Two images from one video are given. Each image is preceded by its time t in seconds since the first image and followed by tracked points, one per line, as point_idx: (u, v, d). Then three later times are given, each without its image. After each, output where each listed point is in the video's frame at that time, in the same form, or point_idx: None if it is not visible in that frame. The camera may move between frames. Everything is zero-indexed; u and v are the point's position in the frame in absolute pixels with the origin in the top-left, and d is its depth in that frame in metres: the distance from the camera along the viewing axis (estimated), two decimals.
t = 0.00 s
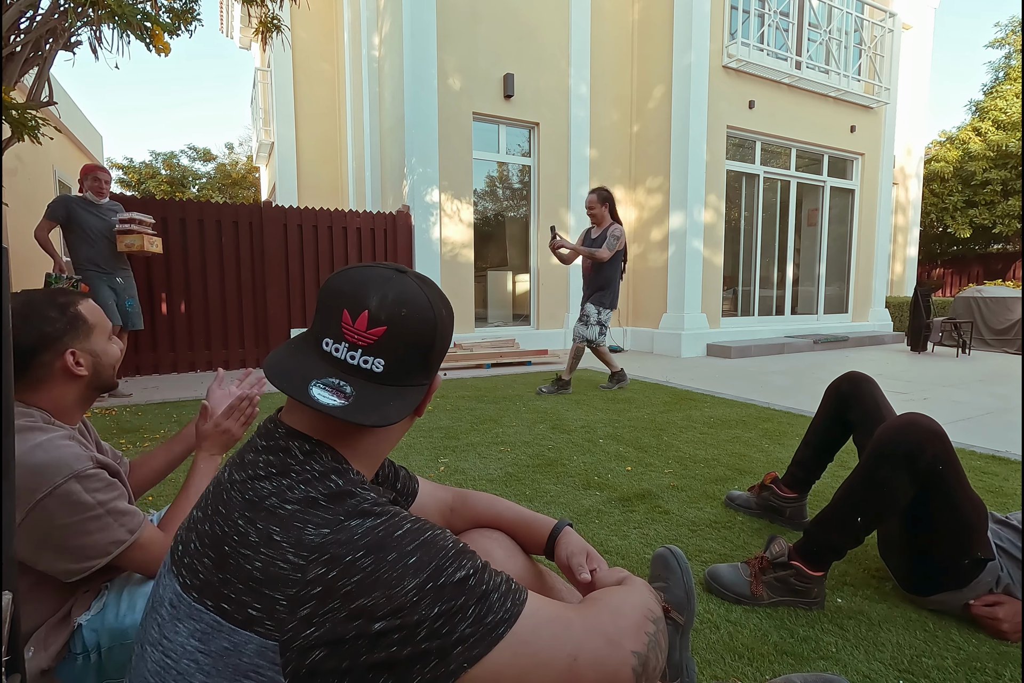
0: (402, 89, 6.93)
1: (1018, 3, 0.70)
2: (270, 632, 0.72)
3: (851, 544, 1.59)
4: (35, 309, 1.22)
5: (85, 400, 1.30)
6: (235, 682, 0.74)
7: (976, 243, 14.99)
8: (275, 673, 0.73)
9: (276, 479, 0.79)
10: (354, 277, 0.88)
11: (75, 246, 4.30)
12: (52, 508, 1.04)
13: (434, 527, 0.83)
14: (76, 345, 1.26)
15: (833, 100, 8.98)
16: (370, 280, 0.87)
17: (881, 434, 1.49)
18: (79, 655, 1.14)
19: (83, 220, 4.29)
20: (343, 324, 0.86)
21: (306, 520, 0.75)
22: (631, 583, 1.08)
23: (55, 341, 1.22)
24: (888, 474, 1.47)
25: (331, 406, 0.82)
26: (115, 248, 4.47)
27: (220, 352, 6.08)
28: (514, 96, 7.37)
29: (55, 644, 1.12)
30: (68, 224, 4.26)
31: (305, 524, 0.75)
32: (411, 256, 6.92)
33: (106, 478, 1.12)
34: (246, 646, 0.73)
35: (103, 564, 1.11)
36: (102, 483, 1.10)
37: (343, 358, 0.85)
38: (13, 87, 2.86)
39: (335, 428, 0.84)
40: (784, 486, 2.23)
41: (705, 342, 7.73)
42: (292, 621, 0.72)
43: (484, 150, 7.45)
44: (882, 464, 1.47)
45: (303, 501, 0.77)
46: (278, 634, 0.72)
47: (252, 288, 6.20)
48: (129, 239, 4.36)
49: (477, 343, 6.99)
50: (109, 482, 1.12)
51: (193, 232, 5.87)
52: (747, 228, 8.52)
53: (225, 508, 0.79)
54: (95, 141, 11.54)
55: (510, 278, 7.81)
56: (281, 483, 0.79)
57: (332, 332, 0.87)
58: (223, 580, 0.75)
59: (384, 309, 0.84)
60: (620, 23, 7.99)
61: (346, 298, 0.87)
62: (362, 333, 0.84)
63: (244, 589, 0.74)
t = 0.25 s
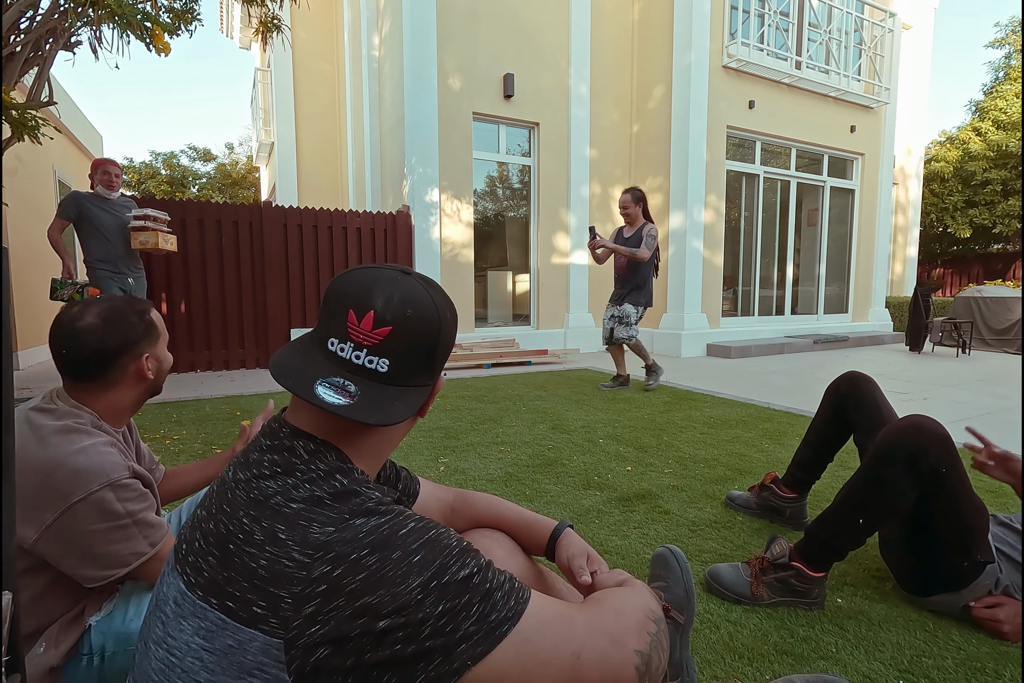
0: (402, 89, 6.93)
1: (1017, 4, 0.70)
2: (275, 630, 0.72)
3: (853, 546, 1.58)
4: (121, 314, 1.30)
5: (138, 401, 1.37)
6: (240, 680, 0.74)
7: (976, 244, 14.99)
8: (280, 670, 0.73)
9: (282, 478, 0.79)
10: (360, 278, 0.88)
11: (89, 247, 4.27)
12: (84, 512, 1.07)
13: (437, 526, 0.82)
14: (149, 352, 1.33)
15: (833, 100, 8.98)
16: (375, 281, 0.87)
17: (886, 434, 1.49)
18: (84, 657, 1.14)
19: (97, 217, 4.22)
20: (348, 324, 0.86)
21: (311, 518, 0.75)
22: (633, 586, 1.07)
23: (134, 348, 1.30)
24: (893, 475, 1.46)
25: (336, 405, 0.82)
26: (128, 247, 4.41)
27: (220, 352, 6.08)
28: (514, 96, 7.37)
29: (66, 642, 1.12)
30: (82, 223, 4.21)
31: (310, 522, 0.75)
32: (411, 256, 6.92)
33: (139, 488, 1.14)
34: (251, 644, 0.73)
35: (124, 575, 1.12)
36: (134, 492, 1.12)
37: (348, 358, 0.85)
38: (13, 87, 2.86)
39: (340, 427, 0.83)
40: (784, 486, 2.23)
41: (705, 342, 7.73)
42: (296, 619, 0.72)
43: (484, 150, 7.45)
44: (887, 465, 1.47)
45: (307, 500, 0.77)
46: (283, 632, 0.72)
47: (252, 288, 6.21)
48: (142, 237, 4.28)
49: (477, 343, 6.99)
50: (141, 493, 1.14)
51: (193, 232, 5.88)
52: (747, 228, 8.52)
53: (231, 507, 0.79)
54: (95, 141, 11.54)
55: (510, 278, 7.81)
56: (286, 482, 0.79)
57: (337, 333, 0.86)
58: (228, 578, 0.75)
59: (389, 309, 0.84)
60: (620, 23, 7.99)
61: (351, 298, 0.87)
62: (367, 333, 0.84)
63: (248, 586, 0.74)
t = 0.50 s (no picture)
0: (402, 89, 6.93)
1: (1018, 4, 0.70)
2: (272, 628, 0.72)
3: (852, 545, 1.58)
4: (169, 318, 1.36)
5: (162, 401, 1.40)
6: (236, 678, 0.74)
7: (976, 243, 14.99)
8: (275, 671, 0.73)
9: (285, 477, 0.80)
10: (360, 280, 0.88)
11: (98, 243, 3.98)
12: (107, 510, 1.08)
13: (437, 534, 0.82)
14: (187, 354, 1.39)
15: (833, 100, 8.97)
16: (375, 283, 0.87)
17: (883, 434, 1.49)
18: (87, 659, 1.13)
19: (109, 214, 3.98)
20: (349, 327, 0.86)
21: (312, 518, 0.75)
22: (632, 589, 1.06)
23: (181, 350, 1.36)
24: (891, 475, 1.46)
25: (336, 406, 0.82)
26: (140, 245, 4.15)
27: (220, 352, 6.08)
28: (513, 96, 7.37)
29: (71, 642, 1.12)
30: (92, 218, 3.95)
31: (311, 522, 0.75)
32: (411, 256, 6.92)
33: (159, 490, 1.16)
34: (248, 641, 0.73)
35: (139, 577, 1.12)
36: (156, 494, 1.14)
37: (349, 360, 0.85)
38: (13, 87, 2.85)
39: (343, 427, 0.84)
40: (784, 486, 2.23)
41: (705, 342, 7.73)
42: (293, 619, 0.72)
43: (484, 150, 7.46)
44: (886, 465, 1.47)
45: (309, 500, 0.77)
46: (280, 630, 0.72)
47: (252, 288, 6.21)
48: (156, 235, 4.05)
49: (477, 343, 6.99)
50: (162, 495, 1.15)
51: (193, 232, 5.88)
52: (747, 228, 8.52)
53: (235, 504, 0.80)
54: (95, 141, 11.54)
55: (510, 278, 7.82)
56: (289, 480, 0.79)
57: (339, 334, 0.86)
58: (228, 575, 0.75)
59: (390, 311, 0.84)
60: (620, 23, 7.99)
61: (351, 300, 0.87)
62: (368, 334, 0.84)
63: (247, 584, 0.74)
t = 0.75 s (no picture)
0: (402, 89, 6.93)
1: (1017, 4, 0.70)
2: (277, 631, 0.72)
3: (855, 547, 1.57)
4: (168, 317, 1.37)
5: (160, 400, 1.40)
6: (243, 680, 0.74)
7: (976, 244, 14.99)
8: (283, 672, 0.73)
9: (289, 478, 0.80)
10: (392, 287, 0.89)
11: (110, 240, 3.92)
12: (114, 505, 1.08)
13: (439, 528, 0.81)
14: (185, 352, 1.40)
15: (833, 100, 8.98)
16: (407, 292, 0.87)
17: (889, 434, 1.49)
18: (88, 656, 1.13)
19: (124, 211, 3.94)
20: (376, 332, 0.86)
21: (315, 520, 0.76)
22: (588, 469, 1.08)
23: (181, 348, 1.37)
24: (897, 475, 1.46)
25: (355, 410, 0.82)
26: (154, 246, 4.07)
27: (220, 352, 6.09)
28: (513, 96, 7.37)
29: (73, 640, 1.12)
30: (105, 215, 3.91)
31: (314, 523, 0.75)
32: (411, 256, 6.92)
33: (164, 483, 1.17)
34: (254, 645, 0.73)
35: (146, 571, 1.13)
36: (162, 489, 1.15)
37: (372, 364, 0.85)
38: (13, 87, 2.85)
39: (357, 429, 0.85)
40: (784, 485, 2.23)
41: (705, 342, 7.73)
42: (299, 620, 0.72)
43: (484, 150, 7.46)
44: (894, 464, 1.47)
45: (313, 500, 0.77)
46: (286, 632, 0.72)
47: (252, 288, 6.21)
48: (172, 238, 4.01)
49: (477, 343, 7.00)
50: (167, 490, 1.17)
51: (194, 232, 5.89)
52: (747, 228, 8.52)
53: (239, 506, 0.80)
54: (95, 141, 11.55)
55: (510, 278, 7.82)
56: (293, 481, 0.79)
57: (365, 338, 0.87)
58: (232, 577, 0.75)
59: (418, 320, 0.84)
60: (620, 23, 7.99)
61: (382, 306, 0.87)
62: (395, 342, 0.84)
63: (251, 586, 0.74)
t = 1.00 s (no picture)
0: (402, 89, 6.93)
1: (1018, 3, 0.70)
2: (281, 629, 0.72)
3: (855, 547, 1.57)
4: (149, 312, 1.37)
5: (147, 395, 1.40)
6: (247, 680, 0.74)
7: (976, 243, 14.99)
8: (288, 668, 0.73)
9: (286, 477, 0.79)
10: (391, 288, 0.89)
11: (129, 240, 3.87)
12: (103, 499, 1.07)
13: (435, 516, 0.82)
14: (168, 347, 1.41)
15: (833, 100, 8.98)
16: (406, 293, 0.87)
17: (888, 435, 1.49)
18: (87, 655, 1.13)
19: (140, 208, 3.89)
20: (374, 332, 0.86)
21: (313, 516, 0.75)
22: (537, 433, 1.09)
23: (163, 343, 1.37)
24: (897, 476, 1.46)
25: (353, 411, 0.82)
26: (171, 246, 4.01)
27: (220, 352, 6.09)
28: (513, 96, 7.37)
29: (72, 640, 1.12)
30: (123, 214, 3.88)
31: (312, 520, 0.75)
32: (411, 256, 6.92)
33: (153, 476, 1.16)
34: (257, 644, 0.73)
35: (141, 564, 1.12)
36: (151, 481, 1.14)
37: (371, 365, 0.85)
38: (13, 87, 2.85)
39: (354, 429, 0.85)
40: (784, 485, 2.23)
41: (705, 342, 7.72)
42: (302, 616, 0.72)
43: (484, 150, 7.46)
44: (893, 465, 1.46)
45: (310, 498, 0.77)
46: (290, 630, 0.72)
47: (252, 288, 6.21)
48: (192, 238, 3.99)
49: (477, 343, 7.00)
50: (156, 481, 1.15)
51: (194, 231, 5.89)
52: (747, 228, 8.52)
53: (234, 508, 0.79)
54: (96, 141, 11.55)
55: (510, 278, 7.82)
56: (290, 480, 0.79)
57: (363, 339, 0.87)
58: (231, 578, 0.75)
59: (417, 321, 0.85)
60: (620, 23, 7.99)
61: (381, 306, 0.87)
62: (393, 342, 0.84)
63: (251, 586, 0.73)
